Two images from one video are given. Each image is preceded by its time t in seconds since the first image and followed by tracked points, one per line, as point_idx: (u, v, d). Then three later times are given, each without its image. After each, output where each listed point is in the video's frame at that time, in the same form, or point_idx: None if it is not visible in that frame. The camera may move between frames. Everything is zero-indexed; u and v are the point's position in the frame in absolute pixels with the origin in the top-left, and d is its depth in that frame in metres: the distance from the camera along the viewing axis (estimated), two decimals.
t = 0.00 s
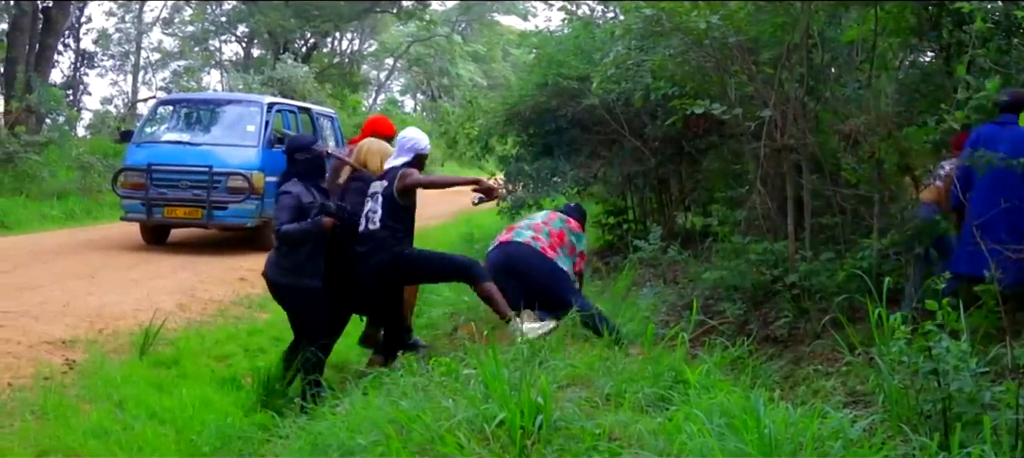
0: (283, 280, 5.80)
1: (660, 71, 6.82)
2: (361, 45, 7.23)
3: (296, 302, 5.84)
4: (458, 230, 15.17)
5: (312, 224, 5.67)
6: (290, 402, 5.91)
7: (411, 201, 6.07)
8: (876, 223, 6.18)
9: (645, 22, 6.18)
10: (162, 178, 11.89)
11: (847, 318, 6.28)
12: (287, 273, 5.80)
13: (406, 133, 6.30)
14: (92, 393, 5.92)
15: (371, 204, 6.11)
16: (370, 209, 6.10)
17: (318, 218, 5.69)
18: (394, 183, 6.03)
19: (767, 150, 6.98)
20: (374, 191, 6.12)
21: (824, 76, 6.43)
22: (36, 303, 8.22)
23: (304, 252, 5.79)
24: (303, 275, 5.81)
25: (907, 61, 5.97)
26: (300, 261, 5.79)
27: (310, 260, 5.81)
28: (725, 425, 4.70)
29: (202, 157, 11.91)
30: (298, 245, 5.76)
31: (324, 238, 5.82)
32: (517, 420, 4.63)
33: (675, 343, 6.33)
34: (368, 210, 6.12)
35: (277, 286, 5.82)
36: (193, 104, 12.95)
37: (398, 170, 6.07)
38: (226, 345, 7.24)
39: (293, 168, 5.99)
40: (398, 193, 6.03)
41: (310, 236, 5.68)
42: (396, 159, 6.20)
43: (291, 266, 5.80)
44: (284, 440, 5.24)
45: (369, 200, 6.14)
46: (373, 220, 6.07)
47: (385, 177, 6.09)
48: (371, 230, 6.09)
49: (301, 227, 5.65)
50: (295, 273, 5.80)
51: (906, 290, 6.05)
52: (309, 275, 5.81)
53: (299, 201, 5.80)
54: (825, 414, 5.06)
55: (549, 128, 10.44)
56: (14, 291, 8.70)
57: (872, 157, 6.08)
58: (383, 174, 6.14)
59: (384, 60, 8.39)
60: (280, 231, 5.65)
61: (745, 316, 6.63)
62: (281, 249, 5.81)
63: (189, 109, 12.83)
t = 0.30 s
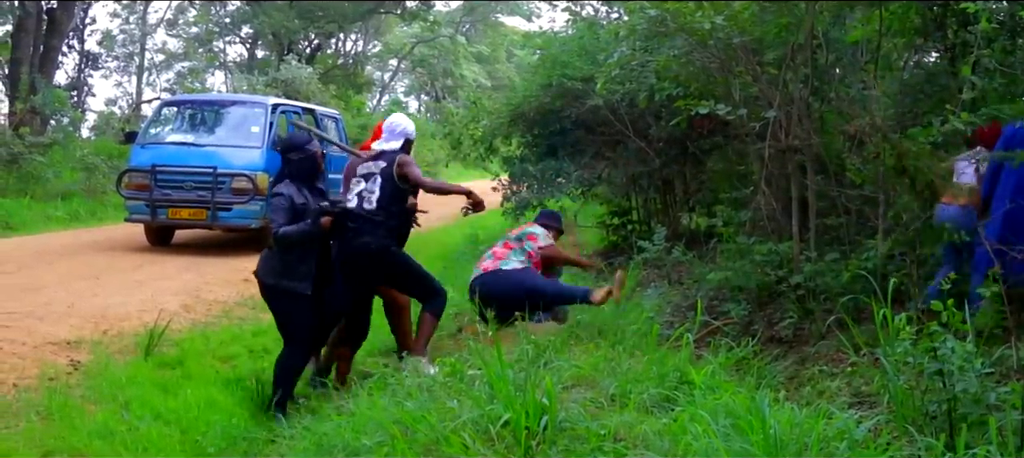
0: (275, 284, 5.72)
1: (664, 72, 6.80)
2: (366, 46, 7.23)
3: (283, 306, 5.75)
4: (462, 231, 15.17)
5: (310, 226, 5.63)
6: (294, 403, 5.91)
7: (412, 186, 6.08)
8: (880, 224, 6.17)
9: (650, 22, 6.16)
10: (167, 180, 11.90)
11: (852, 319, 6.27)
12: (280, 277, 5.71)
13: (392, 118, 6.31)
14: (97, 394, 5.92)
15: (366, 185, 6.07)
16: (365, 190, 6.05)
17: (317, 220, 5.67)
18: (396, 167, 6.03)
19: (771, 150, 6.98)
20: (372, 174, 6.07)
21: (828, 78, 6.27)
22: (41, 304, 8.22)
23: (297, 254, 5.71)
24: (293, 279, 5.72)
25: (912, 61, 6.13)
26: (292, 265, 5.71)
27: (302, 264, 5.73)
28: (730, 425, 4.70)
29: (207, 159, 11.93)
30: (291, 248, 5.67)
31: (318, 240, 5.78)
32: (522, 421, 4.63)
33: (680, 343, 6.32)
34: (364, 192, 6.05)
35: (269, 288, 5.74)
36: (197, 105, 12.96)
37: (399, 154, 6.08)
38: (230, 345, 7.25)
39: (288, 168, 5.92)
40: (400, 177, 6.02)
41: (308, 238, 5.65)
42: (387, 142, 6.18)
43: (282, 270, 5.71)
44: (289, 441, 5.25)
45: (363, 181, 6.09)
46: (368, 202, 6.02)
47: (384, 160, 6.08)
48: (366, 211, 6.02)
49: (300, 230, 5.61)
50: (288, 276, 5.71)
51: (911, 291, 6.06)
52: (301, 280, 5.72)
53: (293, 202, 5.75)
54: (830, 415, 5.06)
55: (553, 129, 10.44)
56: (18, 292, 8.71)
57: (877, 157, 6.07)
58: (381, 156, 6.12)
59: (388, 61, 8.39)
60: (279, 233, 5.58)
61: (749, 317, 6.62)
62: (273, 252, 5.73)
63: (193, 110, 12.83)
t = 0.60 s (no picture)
0: (274, 292, 5.54)
1: (671, 71, 6.79)
2: (373, 46, 7.23)
3: (283, 317, 5.59)
4: (469, 229, 15.16)
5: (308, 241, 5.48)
6: (301, 402, 5.92)
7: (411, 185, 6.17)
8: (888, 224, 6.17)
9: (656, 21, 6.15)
10: (174, 179, 11.92)
11: (860, 318, 6.26)
12: (274, 286, 5.53)
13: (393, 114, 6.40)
14: (105, 393, 5.93)
15: (370, 186, 6.10)
16: (369, 191, 6.08)
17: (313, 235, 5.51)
18: (397, 167, 6.09)
19: (779, 150, 6.98)
20: (374, 173, 6.11)
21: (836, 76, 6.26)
22: (49, 303, 8.24)
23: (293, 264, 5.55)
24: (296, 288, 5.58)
25: (920, 61, 6.15)
26: (294, 274, 5.56)
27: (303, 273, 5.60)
28: (738, 424, 4.70)
29: (214, 157, 11.95)
30: (296, 257, 5.51)
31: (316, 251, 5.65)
32: (529, 420, 4.62)
33: (688, 343, 6.32)
34: (366, 193, 6.08)
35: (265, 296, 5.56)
36: (204, 104, 12.97)
37: (399, 154, 6.15)
38: (237, 344, 7.26)
39: (289, 169, 5.69)
40: (400, 175, 6.08)
41: (303, 253, 5.50)
42: (389, 140, 6.27)
43: (283, 278, 5.54)
44: (296, 439, 5.26)
45: (365, 182, 6.12)
46: (375, 204, 6.05)
47: (385, 159, 6.13)
48: (373, 214, 6.04)
49: (295, 244, 5.45)
50: (283, 285, 5.54)
51: (919, 290, 6.07)
52: (297, 290, 5.59)
53: (290, 210, 5.56)
54: (838, 414, 5.06)
55: (560, 128, 10.45)
56: (26, 291, 8.73)
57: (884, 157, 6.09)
58: (382, 155, 6.16)
59: (395, 60, 8.40)
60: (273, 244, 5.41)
61: (756, 316, 6.61)
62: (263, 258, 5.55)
63: (200, 109, 12.85)
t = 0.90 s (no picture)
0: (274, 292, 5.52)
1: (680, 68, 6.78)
2: (381, 43, 7.23)
3: (282, 314, 5.57)
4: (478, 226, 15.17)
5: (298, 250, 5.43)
6: (310, 400, 5.94)
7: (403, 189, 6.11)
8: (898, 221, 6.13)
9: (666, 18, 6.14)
10: (184, 177, 11.95)
11: (870, 315, 6.25)
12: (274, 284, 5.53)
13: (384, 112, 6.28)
14: (115, 390, 5.95)
15: (362, 191, 6.08)
16: (361, 197, 6.07)
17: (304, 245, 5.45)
18: (386, 173, 6.01)
19: (788, 147, 6.98)
20: (366, 178, 6.08)
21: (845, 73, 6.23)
22: (59, 301, 8.27)
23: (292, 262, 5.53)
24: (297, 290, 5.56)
25: (930, 57, 6.17)
26: (293, 275, 5.54)
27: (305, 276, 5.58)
28: (748, 421, 4.70)
29: (224, 155, 11.97)
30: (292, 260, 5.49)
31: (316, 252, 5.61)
32: (540, 417, 4.60)
33: (697, 340, 6.32)
34: (359, 198, 6.07)
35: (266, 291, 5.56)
36: (213, 102, 12.99)
37: (391, 159, 6.06)
38: (247, 342, 7.27)
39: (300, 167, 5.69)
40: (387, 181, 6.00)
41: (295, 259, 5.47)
42: (384, 142, 6.19)
43: (283, 277, 5.53)
44: (307, 437, 5.27)
45: (357, 187, 6.10)
46: (367, 210, 6.04)
47: (375, 164, 6.07)
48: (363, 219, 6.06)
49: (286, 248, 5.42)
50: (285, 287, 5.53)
51: (929, 287, 6.03)
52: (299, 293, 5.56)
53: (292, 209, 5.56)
54: (848, 412, 5.06)
55: (569, 125, 10.46)
56: (37, 289, 8.76)
57: (893, 154, 6.07)
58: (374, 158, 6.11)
59: (404, 58, 8.40)
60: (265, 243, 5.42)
61: (766, 314, 6.60)
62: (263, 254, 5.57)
63: (209, 107, 12.87)
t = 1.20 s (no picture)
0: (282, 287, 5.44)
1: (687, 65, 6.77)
2: (388, 41, 7.22)
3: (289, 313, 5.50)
4: (485, 224, 15.18)
5: (289, 239, 5.31)
6: (319, 397, 5.95)
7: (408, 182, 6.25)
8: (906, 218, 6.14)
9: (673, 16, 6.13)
10: (191, 175, 11.97)
11: (877, 312, 6.26)
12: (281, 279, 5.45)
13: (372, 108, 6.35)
14: (123, 388, 5.96)
15: (368, 191, 6.16)
16: (369, 197, 6.14)
17: (294, 235, 5.33)
18: (392, 169, 6.13)
19: (796, 144, 6.97)
20: (371, 178, 6.18)
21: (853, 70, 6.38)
22: (67, 299, 8.29)
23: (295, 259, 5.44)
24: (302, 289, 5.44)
25: (937, 53, 5.97)
26: (294, 272, 5.44)
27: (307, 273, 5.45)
28: (756, 419, 4.70)
29: (230, 153, 12.00)
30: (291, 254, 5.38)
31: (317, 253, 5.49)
32: (547, 414, 4.59)
33: (705, 338, 6.32)
34: (365, 200, 6.15)
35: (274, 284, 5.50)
36: (220, 101, 12.99)
37: (393, 154, 6.18)
38: (254, 340, 7.28)
39: (316, 164, 5.61)
40: (393, 178, 6.12)
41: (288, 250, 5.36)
42: (379, 139, 6.29)
43: (288, 274, 5.45)
44: (314, 434, 5.28)
45: (362, 189, 6.19)
46: (377, 210, 6.14)
47: (379, 163, 6.17)
48: (375, 219, 6.16)
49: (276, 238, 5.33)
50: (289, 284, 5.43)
51: (937, 286, 6.02)
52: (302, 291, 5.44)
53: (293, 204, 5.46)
54: (856, 409, 5.05)
55: (576, 123, 10.47)
56: (45, 287, 8.78)
57: (901, 151, 6.06)
58: (375, 156, 6.20)
59: (410, 56, 8.40)
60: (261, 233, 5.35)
61: (773, 311, 6.60)
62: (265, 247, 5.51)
63: (217, 106, 12.88)
